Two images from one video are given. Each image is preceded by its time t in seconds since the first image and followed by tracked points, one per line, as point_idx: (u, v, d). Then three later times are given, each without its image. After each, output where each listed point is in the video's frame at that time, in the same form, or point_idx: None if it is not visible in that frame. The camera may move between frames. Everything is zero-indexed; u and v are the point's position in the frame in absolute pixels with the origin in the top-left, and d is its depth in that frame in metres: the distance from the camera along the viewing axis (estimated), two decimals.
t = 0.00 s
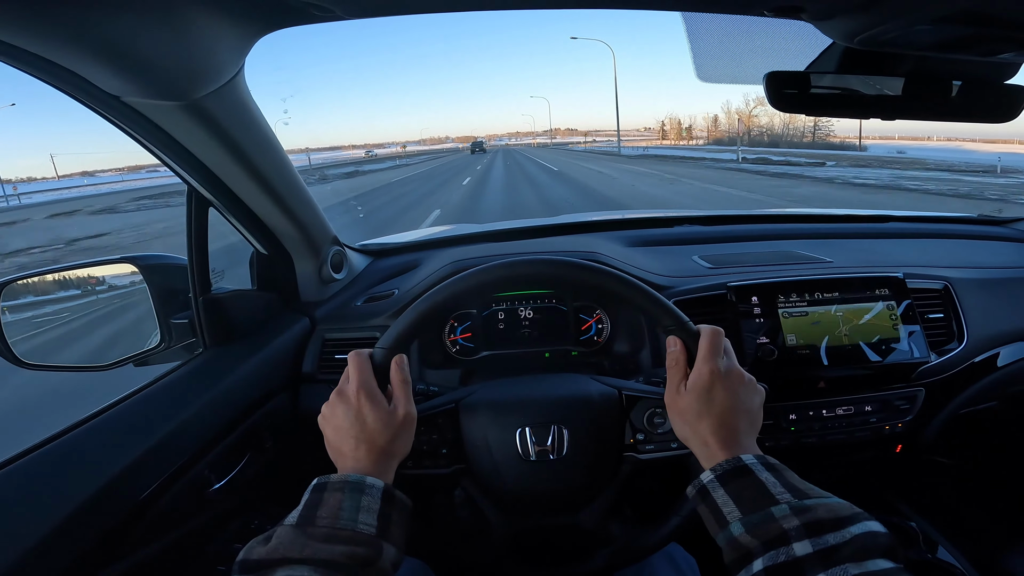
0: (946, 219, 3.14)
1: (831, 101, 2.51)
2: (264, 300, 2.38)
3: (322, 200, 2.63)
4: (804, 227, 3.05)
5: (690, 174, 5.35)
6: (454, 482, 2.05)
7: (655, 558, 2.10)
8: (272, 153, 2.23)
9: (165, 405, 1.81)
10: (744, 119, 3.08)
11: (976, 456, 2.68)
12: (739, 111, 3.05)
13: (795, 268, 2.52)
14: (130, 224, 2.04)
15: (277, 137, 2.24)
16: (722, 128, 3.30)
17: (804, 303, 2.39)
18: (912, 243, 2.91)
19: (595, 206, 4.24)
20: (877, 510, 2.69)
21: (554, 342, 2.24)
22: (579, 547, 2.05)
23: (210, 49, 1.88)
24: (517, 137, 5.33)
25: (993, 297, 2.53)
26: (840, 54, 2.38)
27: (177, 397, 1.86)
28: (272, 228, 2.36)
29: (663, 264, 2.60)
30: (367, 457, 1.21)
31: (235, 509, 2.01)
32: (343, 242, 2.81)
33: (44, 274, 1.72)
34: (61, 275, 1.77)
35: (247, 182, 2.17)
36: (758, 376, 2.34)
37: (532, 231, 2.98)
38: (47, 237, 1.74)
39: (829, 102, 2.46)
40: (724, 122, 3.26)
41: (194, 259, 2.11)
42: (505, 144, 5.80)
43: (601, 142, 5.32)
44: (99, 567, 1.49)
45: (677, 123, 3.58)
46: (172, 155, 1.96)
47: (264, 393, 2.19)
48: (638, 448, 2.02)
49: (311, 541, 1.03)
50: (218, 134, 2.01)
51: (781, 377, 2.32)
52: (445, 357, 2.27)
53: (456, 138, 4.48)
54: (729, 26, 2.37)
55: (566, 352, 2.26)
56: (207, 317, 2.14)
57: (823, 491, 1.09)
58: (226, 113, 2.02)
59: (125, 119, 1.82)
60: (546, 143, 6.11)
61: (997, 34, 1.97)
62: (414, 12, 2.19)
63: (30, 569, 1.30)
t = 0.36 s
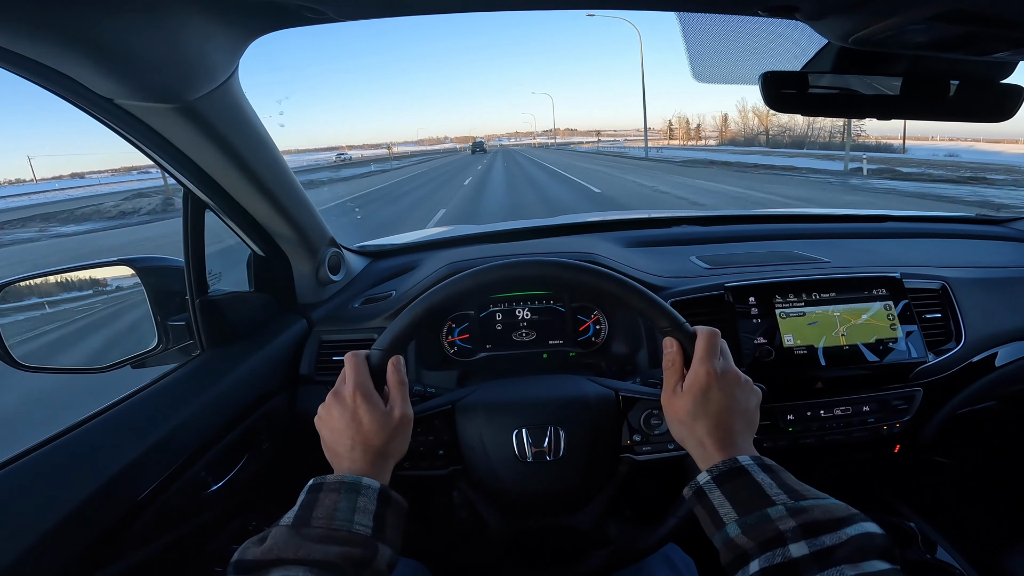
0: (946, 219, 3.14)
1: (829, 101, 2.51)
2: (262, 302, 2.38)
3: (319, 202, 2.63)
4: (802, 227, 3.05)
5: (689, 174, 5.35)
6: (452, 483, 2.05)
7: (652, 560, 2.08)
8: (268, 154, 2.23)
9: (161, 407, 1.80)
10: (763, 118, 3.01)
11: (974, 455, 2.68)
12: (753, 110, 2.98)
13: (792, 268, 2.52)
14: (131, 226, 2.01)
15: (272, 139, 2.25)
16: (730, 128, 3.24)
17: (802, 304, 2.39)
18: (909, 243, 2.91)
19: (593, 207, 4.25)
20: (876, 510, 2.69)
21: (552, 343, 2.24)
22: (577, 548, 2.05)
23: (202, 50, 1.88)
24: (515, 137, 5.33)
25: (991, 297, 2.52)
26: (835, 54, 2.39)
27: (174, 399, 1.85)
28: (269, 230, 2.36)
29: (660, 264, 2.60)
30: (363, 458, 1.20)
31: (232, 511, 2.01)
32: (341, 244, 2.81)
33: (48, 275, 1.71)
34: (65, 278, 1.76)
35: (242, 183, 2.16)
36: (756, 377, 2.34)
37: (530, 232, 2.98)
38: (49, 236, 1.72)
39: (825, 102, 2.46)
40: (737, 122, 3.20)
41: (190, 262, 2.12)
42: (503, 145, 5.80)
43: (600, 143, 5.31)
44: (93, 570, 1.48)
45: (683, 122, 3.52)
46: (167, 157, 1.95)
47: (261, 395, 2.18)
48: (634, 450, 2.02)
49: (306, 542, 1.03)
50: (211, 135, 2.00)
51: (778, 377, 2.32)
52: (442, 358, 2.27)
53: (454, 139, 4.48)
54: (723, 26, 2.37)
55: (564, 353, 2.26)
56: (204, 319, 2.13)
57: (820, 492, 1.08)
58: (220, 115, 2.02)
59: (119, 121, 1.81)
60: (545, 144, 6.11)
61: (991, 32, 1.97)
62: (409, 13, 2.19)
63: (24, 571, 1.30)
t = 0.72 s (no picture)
0: (947, 217, 3.13)
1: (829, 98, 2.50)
2: (260, 300, 2.36)
3: (317, 200, 2.61)
4: (803, 225, 3.04)
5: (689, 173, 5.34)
6: (451, 482, 2.03)
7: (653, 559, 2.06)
8: (266, 151, 2.21)
9: (158, 406, 1.78)
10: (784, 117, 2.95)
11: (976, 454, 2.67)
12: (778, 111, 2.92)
13: (793, 266, 2.51)
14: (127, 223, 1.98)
15: (270, 135, 2.22)
16: (745, 128, 3.23)
17: (805, 301, 2.38)
18: (911, 240, 2.91)
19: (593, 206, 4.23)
20: (877, 509, 2.68)
21: (552, 342, 2.22)
22: (577, 548, 2.03)
23: (198, 45, 1.86)
24: (515, 137, 5.32)
25: (993, 295, 2.52)
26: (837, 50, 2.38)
27: (171, 399, 1.82)
28: (267, 228, 2.34)
29: (661, 262, 2.59)
30: (362, 457, 1.19)
31: (230, 511, 1.99)
32: (339, 242, 2.79)
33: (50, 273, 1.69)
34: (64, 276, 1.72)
35: (240, 180, 2.14)
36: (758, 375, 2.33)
37: (530, 230, 2.96)
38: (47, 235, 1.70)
39: (825, 100, 2.47)
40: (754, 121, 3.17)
41: (186, 260, 2.10)
42: (503, 144, 5.79)
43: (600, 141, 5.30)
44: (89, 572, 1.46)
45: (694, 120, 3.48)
46: (164, 153, 1.93)
47: (259, 395, 2.16)
48: (637, 449, 2.00)
49: (304, 542, 1.01)
50: (208, 131, 1.98)
51: (780, 376, 2.31)
52: (442, 357, 2.25)
53: (452, 138, 4.47)
54: (726, 23, 2.36)
55: (565, 351, 2.24)
56: (200, 318, 2.11)
57: (827, 493, 1.07)
58: (217, 111, 2.00)
59: (114, 117, 1.79)
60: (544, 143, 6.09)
61: (994, 29, 1.97)
62: (408, 9, 2.18)
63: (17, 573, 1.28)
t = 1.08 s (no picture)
0: (943, 218, 3.14)
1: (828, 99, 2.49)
2: (256, 300, 2.35)
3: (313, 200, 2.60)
4: (801, 226, 3.04)
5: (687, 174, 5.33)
6: (447, 482, 2.03)
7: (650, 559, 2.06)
8: (262, 150, 2.20)
9: (153, 407, 1.77)
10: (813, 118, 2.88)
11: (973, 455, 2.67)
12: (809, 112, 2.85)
13: (790, 266, 2.51)
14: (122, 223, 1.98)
15: (266, 135, 2.21)
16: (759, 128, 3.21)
17: (801, 302, 2.38)
18: (908, 241, 2.91)
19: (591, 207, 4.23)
20: (876, 511, 2.68)
21: (549, 342, 2.22)
22: (574, 549, 2.03)
23: (194, 44, 1.85)
24: (514, 137, 5.31)
25: (989, 295, 2.52)
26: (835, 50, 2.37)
27: (167, 401, 1.81)
28: (263, 227, 2.33)
29: (658, 263, 2.59)
30: (357, 456, 1.18)
31: (226, 512, 1.98)
32: (336, 243, 2.78)
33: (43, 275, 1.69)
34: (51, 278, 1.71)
35: (235, 180, 2.13)
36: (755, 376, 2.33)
37: (527, 230, 2.96)
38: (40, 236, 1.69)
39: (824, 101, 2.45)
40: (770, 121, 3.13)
41: (182, 260, 2.08)
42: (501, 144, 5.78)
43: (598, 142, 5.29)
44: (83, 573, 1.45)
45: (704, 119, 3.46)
46: (158, 153, 1.92)
47: (255, 395, 2.16)
48: (634, 451, 2.00)
49: (298, 542, 1.00)
50: (203, 131, 1.97)
51: (777, 376, 2.31)
52: (439, 358, 2.25)
53: (449, 139, 4.46)
54: (723, 21, 2.36)
55: (562, 352, 2.24)
56: (195, 318, 2.11)
57: (823, 495, 1.07)
58: (212, 110, 1.99)
59: (108, 116, 1.77)
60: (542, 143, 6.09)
61: (990, 29, 1.97)
62: (405, 8, 2.17)
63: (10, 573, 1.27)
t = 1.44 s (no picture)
0: (937, 218, 3.14)
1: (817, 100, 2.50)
2: (248, 304, 2.36)
3: (306, 205, 2.61)
4: (794, 226, 3.04)
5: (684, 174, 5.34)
6: (438, 485, 2.03)
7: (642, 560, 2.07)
8: (248, 156, 2.21)
9: (146, 411, 1.77)
10: (850, 119, 2.78)
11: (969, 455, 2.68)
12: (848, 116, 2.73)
13: (781, 268, 2.51)
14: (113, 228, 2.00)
15: (254, 140, 2.22)
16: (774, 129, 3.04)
17: (791, 303, 2.38)
18: (902, 241, 2.91)
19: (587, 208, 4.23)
20: (872, 512, 2.69)
21: (542, 345, 2.22)
22: (564, 552, 2.03)
23: (174, 51, 1.85)
24: (510, 138, 5.33)
25: (982, 296, 2.52)
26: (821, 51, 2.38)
27: (160, 405, 1.82)
28: (254, 233, 2.34)
29: (650, 264, 2.59)
30: (345, 457, 1.19)
31: (218, 515, 1.99)
32: (330, 247, 2.79)
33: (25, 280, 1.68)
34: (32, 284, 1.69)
35: (223, 186, 2.14)
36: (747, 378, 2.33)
37: (520, 233, 2.96)
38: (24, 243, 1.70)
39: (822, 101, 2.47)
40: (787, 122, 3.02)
41: (173, 266, 2.09)
42: (498, 146, 5.79)
43: (595, 143, 5.29)
44: None
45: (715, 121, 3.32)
46: (144, 160, 1.93)
47: (248, 399, 2.16)
48: (621, 454, 2.00)
49: (285, 542, 1.00)
50: (187, 138, 1.97)
51: (769, 378, 2.31)
52: (432, 361, 2.25)
53: (447, 140, 4.46)
54: (708, 24, 2.36)
55: (554, 354, 2.24)
56: (188, 323, 2.11)
57: (807, 499, 1.07)
58: (194, 117, 1.99)
59: (90, 124, 1.78)
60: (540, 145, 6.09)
61: (973, 28, 1.97)
62: (392, 13, 2.18)
63: None
